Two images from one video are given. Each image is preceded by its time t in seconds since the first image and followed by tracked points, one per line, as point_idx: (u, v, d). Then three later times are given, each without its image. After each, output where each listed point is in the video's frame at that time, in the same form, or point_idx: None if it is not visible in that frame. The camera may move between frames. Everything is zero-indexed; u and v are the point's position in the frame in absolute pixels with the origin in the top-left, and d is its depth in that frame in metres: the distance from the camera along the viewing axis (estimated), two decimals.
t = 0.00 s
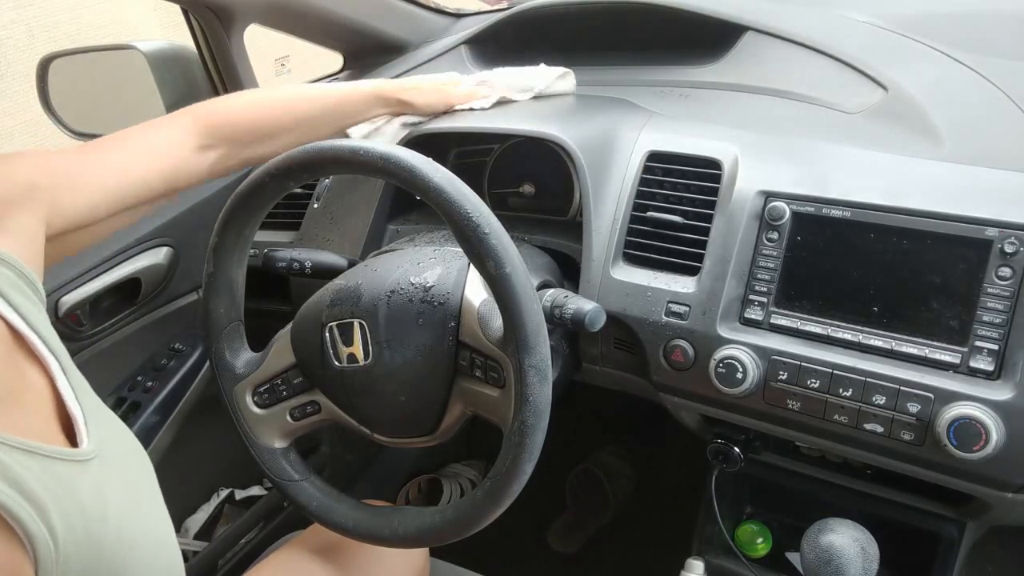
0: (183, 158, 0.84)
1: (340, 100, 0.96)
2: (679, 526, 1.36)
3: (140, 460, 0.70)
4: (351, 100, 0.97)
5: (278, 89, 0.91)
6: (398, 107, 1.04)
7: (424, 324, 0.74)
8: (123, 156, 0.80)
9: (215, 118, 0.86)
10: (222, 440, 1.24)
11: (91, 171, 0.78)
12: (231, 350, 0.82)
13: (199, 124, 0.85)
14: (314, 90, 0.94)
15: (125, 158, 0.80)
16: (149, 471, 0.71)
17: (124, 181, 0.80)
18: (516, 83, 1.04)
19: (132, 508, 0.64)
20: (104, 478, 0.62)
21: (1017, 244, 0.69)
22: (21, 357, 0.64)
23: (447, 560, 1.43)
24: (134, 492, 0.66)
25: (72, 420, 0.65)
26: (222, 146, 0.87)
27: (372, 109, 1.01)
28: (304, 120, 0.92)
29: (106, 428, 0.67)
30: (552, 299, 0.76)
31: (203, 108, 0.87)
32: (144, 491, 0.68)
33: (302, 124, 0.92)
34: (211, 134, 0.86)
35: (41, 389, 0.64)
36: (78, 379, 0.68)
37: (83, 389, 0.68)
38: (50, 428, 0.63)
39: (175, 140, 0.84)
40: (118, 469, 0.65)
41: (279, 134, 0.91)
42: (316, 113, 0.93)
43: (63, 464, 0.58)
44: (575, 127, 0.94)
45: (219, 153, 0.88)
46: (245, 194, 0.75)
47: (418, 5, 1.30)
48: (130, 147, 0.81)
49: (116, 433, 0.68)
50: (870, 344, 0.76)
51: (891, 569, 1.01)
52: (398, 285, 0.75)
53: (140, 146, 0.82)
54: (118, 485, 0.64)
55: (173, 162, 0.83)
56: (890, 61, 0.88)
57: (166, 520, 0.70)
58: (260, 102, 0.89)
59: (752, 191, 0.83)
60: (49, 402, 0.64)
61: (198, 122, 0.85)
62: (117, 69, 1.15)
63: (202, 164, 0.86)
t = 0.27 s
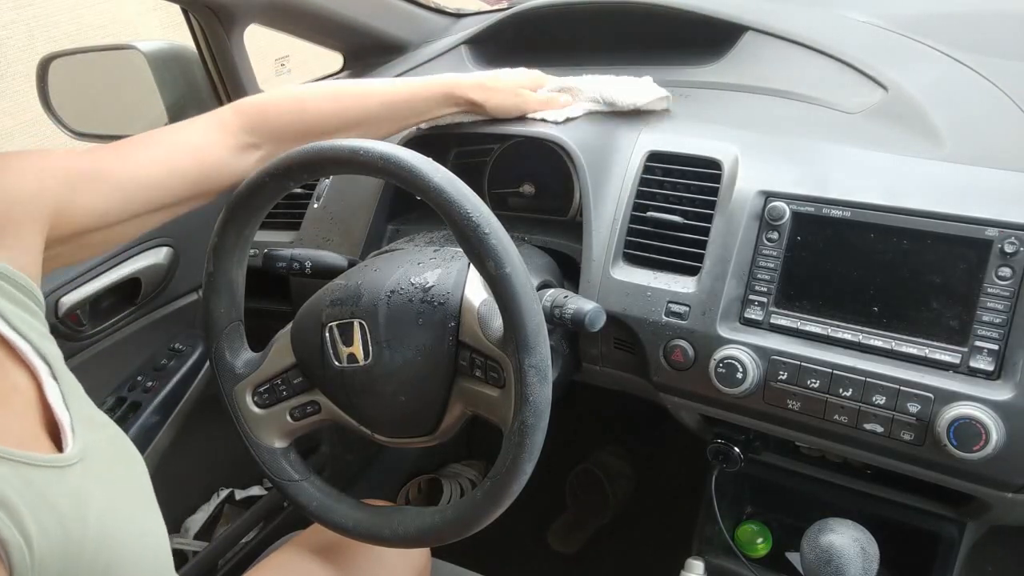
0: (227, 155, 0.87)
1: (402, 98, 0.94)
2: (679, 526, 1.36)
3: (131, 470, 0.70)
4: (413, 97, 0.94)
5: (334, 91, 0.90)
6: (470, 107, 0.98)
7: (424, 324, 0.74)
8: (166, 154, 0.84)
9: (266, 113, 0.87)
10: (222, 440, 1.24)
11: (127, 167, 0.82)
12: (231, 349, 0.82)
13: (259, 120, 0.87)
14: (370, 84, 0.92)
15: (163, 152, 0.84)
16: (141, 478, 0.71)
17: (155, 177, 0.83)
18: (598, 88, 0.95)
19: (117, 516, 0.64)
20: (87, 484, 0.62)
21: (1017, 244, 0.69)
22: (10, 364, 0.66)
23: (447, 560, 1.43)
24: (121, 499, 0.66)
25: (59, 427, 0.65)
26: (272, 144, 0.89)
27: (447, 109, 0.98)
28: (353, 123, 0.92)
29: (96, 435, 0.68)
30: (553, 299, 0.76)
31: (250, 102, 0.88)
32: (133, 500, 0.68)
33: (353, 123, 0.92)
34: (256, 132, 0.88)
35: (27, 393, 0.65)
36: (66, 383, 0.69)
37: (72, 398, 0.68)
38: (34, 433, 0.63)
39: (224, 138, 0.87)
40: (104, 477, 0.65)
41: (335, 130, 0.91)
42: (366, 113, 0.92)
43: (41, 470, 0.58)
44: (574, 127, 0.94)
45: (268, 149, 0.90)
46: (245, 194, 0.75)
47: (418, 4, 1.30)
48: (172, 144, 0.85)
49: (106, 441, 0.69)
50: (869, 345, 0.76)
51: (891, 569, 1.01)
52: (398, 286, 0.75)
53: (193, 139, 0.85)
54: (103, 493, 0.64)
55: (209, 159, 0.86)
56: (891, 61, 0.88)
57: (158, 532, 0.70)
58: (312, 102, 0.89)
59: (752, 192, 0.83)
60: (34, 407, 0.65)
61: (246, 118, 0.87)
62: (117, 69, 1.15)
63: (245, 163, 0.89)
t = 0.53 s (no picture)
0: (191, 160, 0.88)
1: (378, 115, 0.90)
2: (680, 526, 1.36)
3: (107, 472, 0.69)
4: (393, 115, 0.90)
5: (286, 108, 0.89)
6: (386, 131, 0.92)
7: (424, 324, 0.74)
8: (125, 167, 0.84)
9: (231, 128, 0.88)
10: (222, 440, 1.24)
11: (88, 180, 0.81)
12: (231, 350, 0.82)
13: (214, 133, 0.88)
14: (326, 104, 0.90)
15: (118, 167, 0.83)
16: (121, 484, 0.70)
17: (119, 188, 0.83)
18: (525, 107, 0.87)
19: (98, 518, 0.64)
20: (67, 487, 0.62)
21: (1017, 244, 0.69)
22: None
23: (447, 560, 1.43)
24: (102, 505, 0.65)
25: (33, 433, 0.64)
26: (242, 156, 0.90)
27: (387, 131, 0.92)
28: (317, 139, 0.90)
29: (69, 439, 0.67)
30: (553, 299, 0.76)
31: (174, 123, 0.88)
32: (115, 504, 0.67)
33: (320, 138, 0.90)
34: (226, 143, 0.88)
35: None
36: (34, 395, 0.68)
37: (41, 406, 0.68)
38: (8, 441, 0.62)
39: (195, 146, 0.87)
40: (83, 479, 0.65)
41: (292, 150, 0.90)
42: (328, 130, 0.90)
43: (22, 476, 0.58)
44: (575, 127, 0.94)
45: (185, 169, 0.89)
46: (245, 194, 0.75)
47: (418, 4, 1.30)
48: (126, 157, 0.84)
49: (80, 445, 0.68)
50: (870, 344, 0.76)
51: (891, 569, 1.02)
52: (398, 286, 0.75)
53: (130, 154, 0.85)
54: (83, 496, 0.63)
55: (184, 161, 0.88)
56: (890, 61, 0.88)
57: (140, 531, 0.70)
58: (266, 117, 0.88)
59: (752, 192, 0.83)
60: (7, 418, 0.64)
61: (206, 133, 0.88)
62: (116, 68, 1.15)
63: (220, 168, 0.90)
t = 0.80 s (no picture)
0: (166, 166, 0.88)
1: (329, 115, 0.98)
2: (680, 526, 1.36)
3: (107, 476, 0.69)
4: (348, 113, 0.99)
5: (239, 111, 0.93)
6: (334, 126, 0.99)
7: (423, 324, 0.74)
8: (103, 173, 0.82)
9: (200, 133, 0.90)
10: (222, 440, 1.24)
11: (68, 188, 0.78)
12: (231, 349, 0.82)
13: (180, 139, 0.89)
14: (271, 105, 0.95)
15: (94, 172, 0.81)
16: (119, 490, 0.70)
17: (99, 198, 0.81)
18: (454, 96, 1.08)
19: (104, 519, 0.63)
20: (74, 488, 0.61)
21: (1017, 244, 0.69)
22: None
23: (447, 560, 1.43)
24: (109, 505, 0.65)
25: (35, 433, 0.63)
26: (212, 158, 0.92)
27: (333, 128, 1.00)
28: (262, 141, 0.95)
29: (67, 442, 0.66)
30: (552, 299, 0.76)
31: (137, 130, 0.86)
32: (117, 508, 0.66)
33: (269, 138, 0.95)
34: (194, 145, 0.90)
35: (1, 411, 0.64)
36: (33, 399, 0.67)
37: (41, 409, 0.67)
38: (17, 443, 0.62)
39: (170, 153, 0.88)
40: (87, 481, 0.64)
41: (240, 151, 0.94)
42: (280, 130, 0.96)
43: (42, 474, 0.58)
44: (575, 127, 0.94)
45: (151, 174, 0.87)
46: (245, 195, 0.75)
47: (419, 5, 1.30)
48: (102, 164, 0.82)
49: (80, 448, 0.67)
50: (870, 344, 0.76)
51: (891, 569, 1.02)
52: (398, 286, 0.75)
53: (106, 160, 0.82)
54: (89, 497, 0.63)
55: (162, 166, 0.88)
56: (890, 61, 0.88)
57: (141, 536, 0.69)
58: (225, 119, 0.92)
59: (752, 192, 0.83)
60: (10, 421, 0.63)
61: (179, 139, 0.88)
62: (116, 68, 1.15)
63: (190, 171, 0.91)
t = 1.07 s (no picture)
0: (241, 126, 0.79)
1: (428, 74, 0.93)
2: (680, 526, 1.35)
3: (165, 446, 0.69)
4: (439, 78, 0.94)
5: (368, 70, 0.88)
6: (491, 87, 0.99)
7: (423, 324, 0.74)
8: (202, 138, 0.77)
9: (285, 90, 0.83)
10: (222, 440, 1.24)
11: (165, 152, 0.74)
12: (230, 349, 0.82)
13: (263, 100, 0.81)
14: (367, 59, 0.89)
15: (236, 116, 0.79)
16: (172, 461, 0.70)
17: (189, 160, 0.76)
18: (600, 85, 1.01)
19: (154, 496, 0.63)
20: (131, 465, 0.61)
21: (1017, 244, 0.69)
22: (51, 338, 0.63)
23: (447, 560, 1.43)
24: (163, 479, 0.65)
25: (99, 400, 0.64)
26: (299, 118, 0.85)
27: (428, 91, 0.94)
28: (356, 106, 0.88)
29: (133, 410, 0.66)
30: (552, 299, 0.76)
31: (286, 74, 0.84)
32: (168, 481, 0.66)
33: (375, 104, 0.89)
34: (284, 107, 0.83)
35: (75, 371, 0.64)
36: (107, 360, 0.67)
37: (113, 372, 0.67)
38: (85, 409, 0.62)
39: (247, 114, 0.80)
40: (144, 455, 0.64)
41: (381, 107, 0.91)
42: (389, 91, 0.89)
43: (100, 449, 0.58)
44: (575, 127, 0.94)
45: (303, 122, 0.85)
46: (245, 195, 0.75)
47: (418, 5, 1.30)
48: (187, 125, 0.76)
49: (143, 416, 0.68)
50: (869, 344, 0.76)
51: (891, 569, 1.02)
52: (398, 286, 0.75)
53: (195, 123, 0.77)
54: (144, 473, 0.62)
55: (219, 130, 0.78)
56: (890, 61, 0.88)
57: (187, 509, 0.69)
58: (328, 75, 0.85)
59: (752, 192, 0.83)
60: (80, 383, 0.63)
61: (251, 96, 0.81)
62: (116, 67, 1.15)
63: (275, 136, 0.83)
